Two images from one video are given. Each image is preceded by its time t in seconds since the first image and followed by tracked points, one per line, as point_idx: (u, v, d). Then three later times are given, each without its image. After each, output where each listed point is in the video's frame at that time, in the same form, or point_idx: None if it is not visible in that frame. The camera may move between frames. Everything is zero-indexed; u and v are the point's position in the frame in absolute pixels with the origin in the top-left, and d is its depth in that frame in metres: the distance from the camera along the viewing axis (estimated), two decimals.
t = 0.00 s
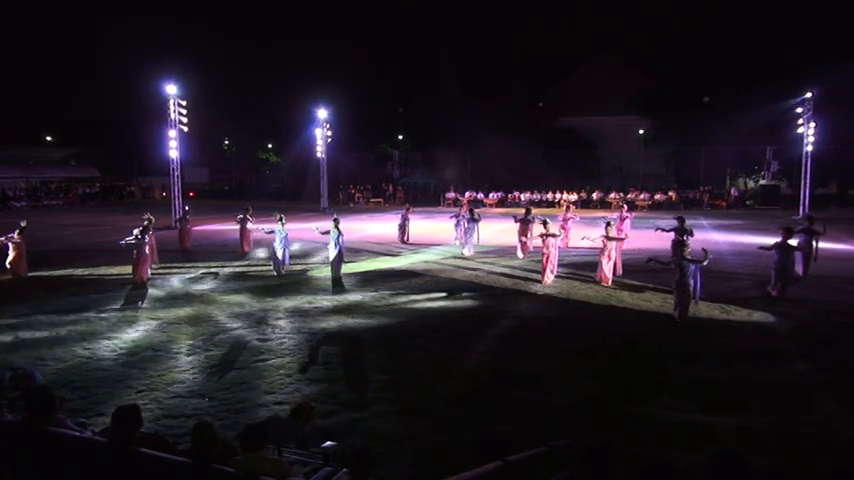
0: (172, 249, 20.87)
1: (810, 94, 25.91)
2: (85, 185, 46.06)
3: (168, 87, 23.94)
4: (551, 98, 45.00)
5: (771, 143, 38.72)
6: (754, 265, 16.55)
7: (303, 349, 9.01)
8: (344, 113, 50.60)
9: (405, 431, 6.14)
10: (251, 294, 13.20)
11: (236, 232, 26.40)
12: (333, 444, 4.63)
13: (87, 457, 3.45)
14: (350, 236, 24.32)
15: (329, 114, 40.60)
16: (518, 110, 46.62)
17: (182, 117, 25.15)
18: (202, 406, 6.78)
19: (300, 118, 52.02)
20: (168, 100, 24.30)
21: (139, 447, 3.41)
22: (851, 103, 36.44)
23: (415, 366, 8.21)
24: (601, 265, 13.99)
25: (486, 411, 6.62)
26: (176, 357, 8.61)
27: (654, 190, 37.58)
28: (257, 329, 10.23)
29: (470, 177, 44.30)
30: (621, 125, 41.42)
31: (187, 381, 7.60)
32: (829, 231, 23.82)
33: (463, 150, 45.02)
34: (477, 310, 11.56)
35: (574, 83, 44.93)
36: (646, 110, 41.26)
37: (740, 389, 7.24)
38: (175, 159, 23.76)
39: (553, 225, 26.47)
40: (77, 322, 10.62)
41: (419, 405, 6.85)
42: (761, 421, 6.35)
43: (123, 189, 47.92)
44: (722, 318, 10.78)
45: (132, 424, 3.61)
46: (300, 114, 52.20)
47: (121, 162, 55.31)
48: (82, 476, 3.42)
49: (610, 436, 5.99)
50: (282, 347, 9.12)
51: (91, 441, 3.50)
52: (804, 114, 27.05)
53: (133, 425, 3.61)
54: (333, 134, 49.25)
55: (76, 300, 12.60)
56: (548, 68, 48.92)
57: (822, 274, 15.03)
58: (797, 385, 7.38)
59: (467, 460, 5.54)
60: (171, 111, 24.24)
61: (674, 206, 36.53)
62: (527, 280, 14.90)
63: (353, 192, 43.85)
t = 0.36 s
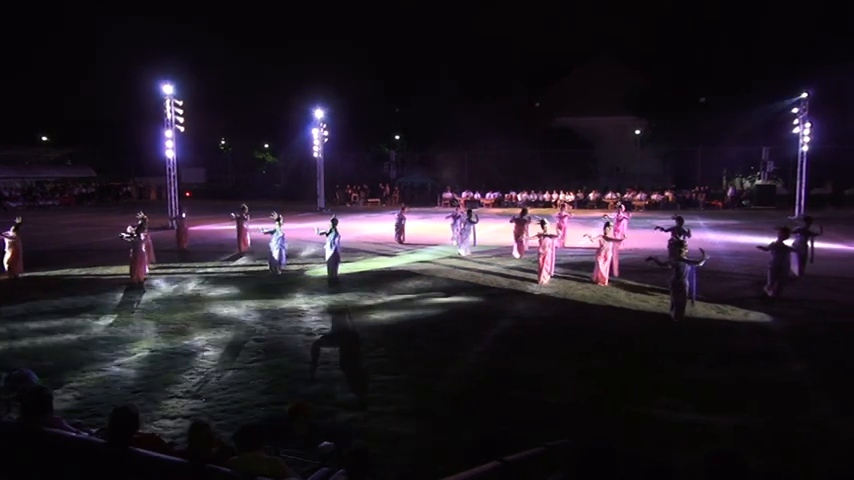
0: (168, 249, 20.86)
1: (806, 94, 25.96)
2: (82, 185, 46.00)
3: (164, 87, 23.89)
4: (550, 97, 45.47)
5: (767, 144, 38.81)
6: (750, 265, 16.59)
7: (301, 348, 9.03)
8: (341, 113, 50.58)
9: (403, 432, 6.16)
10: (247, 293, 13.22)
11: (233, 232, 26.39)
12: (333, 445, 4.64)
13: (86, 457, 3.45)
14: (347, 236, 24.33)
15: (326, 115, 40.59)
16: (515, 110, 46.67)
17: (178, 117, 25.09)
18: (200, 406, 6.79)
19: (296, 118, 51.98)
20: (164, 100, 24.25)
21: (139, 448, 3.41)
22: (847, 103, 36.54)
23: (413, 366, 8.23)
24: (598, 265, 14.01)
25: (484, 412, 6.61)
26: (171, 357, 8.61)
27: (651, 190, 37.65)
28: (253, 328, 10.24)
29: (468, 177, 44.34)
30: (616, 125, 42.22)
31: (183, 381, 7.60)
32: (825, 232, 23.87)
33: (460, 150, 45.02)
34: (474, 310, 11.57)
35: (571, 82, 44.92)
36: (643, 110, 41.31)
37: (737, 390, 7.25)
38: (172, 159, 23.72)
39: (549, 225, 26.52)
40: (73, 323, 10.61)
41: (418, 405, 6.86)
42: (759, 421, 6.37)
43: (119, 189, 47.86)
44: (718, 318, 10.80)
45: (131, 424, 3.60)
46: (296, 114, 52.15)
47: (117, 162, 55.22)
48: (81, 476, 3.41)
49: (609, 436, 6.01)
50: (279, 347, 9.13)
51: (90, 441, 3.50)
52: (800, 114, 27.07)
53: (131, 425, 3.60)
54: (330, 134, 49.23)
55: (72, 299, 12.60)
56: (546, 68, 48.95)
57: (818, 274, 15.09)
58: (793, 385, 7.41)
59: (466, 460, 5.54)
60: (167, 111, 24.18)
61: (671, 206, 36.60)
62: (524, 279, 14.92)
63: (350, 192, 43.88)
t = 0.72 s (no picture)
0: (168, 249, 20.88)
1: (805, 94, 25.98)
2: (81, 185, 46.03)
3: (164, 87, 23.90)
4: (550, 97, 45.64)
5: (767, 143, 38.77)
6: (750, 265, 16.61)
7: (299, 348, 9.03)
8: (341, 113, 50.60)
9: (403, 431, 6.16)
10: (246, 294, 13.24)
11: (232, 232, 26.42)
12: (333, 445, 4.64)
13: (86, 456, 3.44)
14: (347, 236, 24.37)
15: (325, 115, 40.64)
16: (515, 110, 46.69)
17: (178, 117, 25.08)
18: (200, 406, 6.78)
19: (296, 118, 51.99)
20: (164, 100, 24.23)
21: (139, 448, 3.40)
22: (847, 103, 36.57)
23: (413, 366, 8.22)
24: (597, 265, 14.02)
25: (484, 412, 6.62)
26: (171, 357, 8.60)
27: (651, 191, 37.67)
28: (254, 329, 10.24)
29: (467, 177, 44.36)
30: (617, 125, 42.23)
31: (183, 381, 7.60)
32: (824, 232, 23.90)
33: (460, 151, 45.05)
34: (474, 311, 11.56)
35: (571, 82, 44.93)
36: (642, 110, 41.34)
37: (736, 389, 7.26)
38: (171, 159, 23.70)
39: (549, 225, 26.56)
40: (73, 323, 10.61)
41: (418, 404, 6.87)
42: (759, 421, 6.37)
43: (119, 189, 47.88)
44: (718, 318, 10.81)
45: (130, 423, 3.59)
46: (296, 114, 52.15)
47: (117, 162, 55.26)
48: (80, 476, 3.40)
49: (609, 436, 6.01)
50: (278, 347, 9.14)
51: (90, 442, 3.48)
52: (800, 114, 27.07)
53: (131, 423, 3.59)
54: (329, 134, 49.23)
55: (71, 300, 12.60)
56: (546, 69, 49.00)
57: (817, 274, 15.11)
58: (793, 385, 7.41)
59: (466, 460, 5.55)
60: (167, 111, 24.17)
61: (671, 207, 36.61)
62: (523, 280, 14.94)
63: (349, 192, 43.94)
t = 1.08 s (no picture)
0: (167, 248, 20.90)
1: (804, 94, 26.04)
2: (81, 185, 46.07)
3: (163, 87, 23.88)
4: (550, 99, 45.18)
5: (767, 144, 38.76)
6: (749, 265, 16.62)
7: (298, 348, 9.04)
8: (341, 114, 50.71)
9: (402, 431, 6.16)
10: (246, 294, 13.23)
11: (232, 232, 26.44)
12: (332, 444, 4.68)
13: (85, 456, 3.43)
14: (346, 236, 24.39)
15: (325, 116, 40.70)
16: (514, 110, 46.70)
17: (177, 117, 25.05)
18: (200, 407, 6.77)
19: (295, 118, 52.04)
20: (163, 100, 24.22)
21: (140, 448, 3.40)
22: (848, 103, 36.56)
23: (412, 366, 8.23)
24: (596, 265, 14.02)
25: (483, 412, 6.62)
26: (171, 357, 8.59)
27: (650, 191, 37.72)
28: (253, 329, 10.24)
29: (467, 177, 44.38)
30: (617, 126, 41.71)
31: (184, 381, 7.59)
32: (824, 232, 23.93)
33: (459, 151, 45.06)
34: (473, 310, 11.58)
35: (570, 82, 44.96)
36: (641, 110, 41.44)
37: (737, 389, 7.26)
38: (171, 159, 23.68)
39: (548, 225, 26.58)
40: (73, 322, 10.62)
41: (418, 404, 6.86)
42: (758, 421, 6.38)
43: (118, 188, 47.86)
44: (717, 318, 10.80)
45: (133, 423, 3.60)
46: (296, 114, 52.21)
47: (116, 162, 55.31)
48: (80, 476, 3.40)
49: (609, 435, 6.02)
50: (278, 346, 9.12)
51: (90, 441, 3.47)
52: (799, 115, 27.11)
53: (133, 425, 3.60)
54: (329, 134, 49.26)
55: (70, 299, 12.61)
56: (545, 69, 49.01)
57: (816, 274, 15.13)
58: (792, 385, 7.40)
59: (466, 459, 5.54)
60: (166, 111, 24.16)
61: (671, 207, 36.64)
62: (523, 280, 14.94)
63: (349, 192, 44.03)
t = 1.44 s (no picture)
0: (167, 248, 20.88)
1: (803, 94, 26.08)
2: (80, 185, 46.08)
3: (163, 87, 23.86)
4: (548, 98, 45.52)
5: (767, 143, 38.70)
6: (749, 265, 16.61)
7: (298, 348, 9.03)
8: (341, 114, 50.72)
9: (402, 432, 6.15)
10: (246, 294, 13.21)
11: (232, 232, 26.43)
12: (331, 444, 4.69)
13: (85, 456, 3.43)
14: (346, 236, 24.37)
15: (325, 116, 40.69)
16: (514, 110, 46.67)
17: (177, 117, 25.04)
18: (199, 407, 6.77)
19: (295, 118, 52.03)
20: (162, 100, 24.18)
21: (138, 449, 3.40)
22: (848, 103, 36.53)
23: (412, 366, 8.22)
24: (596, 265, 14.01)
25: (483, 412, 6.62)
26: (171, 357, 8.59)
27: (650, 191, 37.71)
28: (253, 328, 10.24)
29: (467, 178, 44.37)
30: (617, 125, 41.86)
31: (183, 381, 7.58)
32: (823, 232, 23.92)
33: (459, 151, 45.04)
34: (473, 310, 11.56)
35: (570, 82, 44.93)
36: (640, 110, 41.48)
37: (738, 390, 7.25)
38: (170, 159, 23.66)
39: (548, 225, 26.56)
40: (73, 323, 10.62)
41: (417, 405, 6.86)
42: (758, 421, 6.37)
43: (118, 188, 47.83)
44: (717, 318, 10.79)
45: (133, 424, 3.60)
46: (295, 114, 52.20)
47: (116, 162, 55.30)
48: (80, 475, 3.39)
49: (609, 435, 6.02)
50: (277, 347, 9.11)
51: (89, 442, 3.47)
52: (799, 115, 27.09)
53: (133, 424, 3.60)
54: (328, 134, 49.25)
55: (69, 299, 12.61)
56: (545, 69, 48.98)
57: (816, 274, 15.12)
58: (793, 385, 7.39)
59: (466, 460, 5.54)
60: (166, 111, 24.15)
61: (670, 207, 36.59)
62: (523, 280, 14.93)
63: (349, 192, 44.01)
